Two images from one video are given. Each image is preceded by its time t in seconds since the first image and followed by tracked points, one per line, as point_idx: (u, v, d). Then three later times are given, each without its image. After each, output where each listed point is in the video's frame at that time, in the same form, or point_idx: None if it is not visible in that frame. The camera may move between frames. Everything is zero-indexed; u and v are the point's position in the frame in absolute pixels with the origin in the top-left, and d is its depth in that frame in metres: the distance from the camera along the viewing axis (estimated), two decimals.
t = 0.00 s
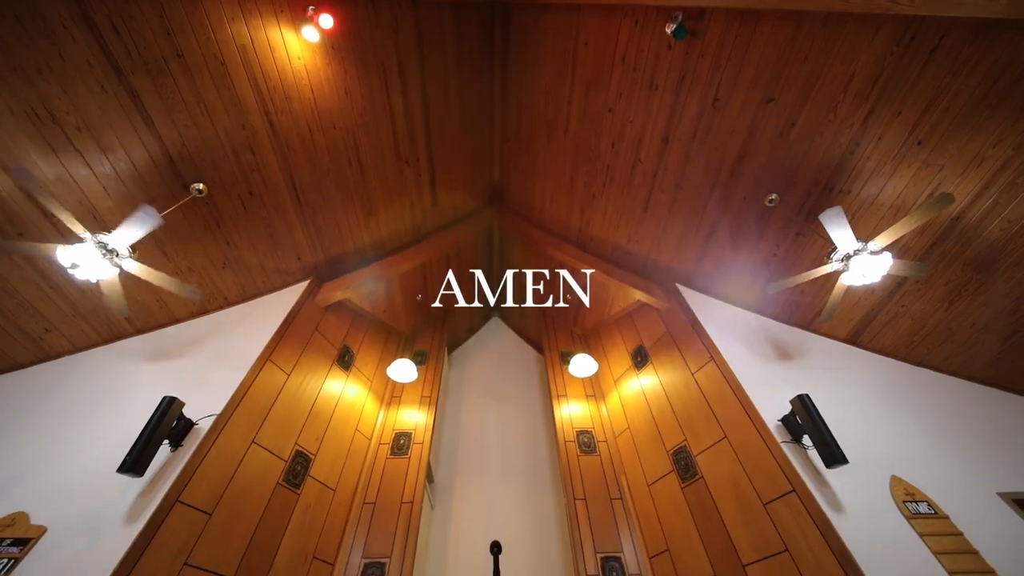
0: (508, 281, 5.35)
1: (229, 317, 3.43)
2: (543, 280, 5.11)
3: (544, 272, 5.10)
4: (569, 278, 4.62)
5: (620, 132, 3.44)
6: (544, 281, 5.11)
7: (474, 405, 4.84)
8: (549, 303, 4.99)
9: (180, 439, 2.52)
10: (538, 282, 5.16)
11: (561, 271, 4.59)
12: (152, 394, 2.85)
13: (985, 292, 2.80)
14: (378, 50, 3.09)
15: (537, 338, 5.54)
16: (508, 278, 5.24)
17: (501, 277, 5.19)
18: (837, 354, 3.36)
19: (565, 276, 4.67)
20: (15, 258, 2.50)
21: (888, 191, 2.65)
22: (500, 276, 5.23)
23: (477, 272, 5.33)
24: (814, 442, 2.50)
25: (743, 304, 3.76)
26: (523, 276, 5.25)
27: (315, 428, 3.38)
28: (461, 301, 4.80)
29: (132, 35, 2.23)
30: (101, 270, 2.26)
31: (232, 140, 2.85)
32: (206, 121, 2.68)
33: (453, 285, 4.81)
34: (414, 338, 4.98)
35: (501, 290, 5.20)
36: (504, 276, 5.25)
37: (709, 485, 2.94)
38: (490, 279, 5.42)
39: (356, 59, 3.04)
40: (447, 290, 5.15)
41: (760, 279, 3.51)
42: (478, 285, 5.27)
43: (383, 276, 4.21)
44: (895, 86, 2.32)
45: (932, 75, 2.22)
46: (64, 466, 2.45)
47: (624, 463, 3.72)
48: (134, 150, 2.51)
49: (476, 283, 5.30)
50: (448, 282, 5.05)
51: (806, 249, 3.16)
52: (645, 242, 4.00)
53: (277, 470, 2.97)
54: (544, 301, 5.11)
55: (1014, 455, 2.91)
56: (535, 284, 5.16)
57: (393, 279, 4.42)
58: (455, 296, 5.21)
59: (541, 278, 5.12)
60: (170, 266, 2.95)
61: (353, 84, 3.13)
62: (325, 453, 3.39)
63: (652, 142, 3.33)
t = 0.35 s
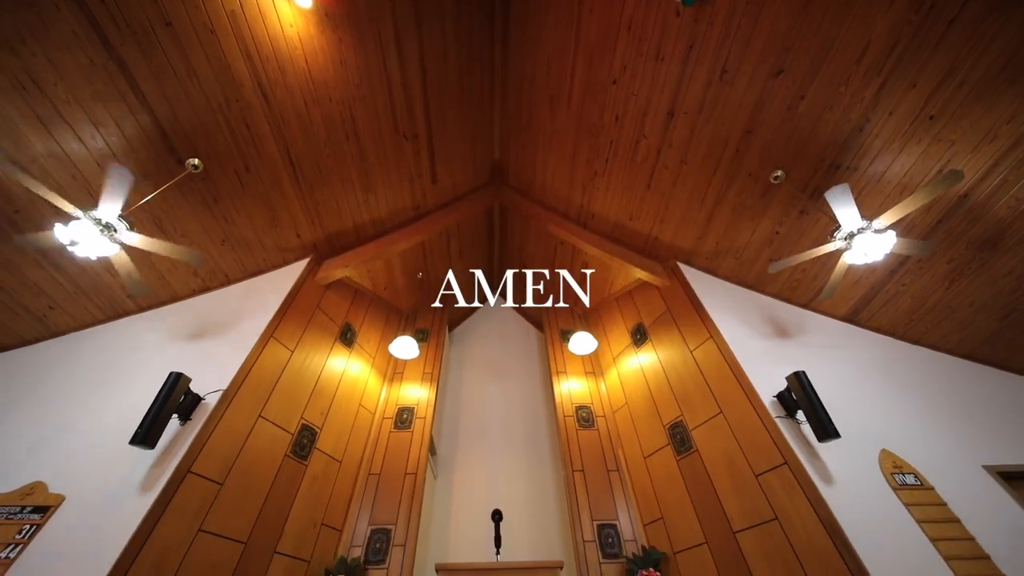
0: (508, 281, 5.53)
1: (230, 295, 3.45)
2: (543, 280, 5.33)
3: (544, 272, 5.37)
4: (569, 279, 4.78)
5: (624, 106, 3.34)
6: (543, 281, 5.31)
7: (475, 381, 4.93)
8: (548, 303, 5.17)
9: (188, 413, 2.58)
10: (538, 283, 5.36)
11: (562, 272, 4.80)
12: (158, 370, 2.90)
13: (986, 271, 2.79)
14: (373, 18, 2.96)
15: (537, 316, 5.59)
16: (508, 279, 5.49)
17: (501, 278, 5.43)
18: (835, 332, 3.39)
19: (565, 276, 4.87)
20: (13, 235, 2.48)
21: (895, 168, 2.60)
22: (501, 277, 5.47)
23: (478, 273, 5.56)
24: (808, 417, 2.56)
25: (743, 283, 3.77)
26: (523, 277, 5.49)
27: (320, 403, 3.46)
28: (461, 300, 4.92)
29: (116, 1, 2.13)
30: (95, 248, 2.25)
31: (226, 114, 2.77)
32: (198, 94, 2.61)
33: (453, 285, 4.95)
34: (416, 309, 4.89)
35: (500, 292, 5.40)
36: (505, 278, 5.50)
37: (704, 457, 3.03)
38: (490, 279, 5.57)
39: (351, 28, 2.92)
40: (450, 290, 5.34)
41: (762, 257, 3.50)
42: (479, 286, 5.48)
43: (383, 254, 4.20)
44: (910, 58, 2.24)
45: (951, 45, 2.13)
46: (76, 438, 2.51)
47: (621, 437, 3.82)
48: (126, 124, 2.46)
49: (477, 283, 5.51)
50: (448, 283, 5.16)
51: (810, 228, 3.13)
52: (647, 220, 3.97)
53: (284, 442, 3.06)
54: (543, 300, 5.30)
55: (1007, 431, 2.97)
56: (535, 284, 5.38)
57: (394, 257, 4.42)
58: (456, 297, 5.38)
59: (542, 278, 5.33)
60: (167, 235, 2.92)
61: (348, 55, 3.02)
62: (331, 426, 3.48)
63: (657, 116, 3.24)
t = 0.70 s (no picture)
0: (508, 280, 5.67)
1: (231, 272, 3.45)
2: (542, 280, 5.46)
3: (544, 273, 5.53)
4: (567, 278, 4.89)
5: (628, 78, 3.24)
6: (543, 281, 5.45)
7: (476, 358, 5.00)
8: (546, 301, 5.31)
9: (195, 389, 2.63)
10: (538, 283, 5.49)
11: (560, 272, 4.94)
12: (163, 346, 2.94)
13: (990, 249, 2.77)
14: None
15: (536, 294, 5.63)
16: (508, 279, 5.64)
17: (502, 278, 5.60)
18: (835, 311, 3.41)
19: (563, 276, 5.01)
20: (9, 212, 2.46)
21: (905, 144, 2.54)
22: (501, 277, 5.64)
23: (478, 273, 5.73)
24: (803, 394, 2.61)
25: (744, 261, 3.76)
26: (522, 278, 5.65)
27: (323, 379, 3.52)
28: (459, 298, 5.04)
29: None
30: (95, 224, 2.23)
31: (218, 86, 2.69)
32: (188, 64, 2.52)
33: (452, 285, 5.05)
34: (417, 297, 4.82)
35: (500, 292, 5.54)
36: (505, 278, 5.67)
37: (699, 432, 3.11)
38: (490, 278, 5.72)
39: None
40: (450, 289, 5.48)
41: (764, 236, 3.47)
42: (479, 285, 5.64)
43: (383, 232, 4.17)
44: (929, 27, 2.14)
45: (973, 13, 2.03)
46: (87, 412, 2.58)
47: (619, 412, 3.91)
48: (116, 97, 2.39)
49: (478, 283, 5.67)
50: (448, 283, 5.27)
51: (814, 206, 3.09)
52: (649, 198, 3.92)
53: (290, 417, 3.13)
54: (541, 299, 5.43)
55: (998, 406, 3.03)
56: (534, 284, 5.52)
57: (394, 235, 4.40)
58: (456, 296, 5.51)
59: (541, 278, 5.47)
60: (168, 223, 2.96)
61: (342, 23, 2.90)
62: (335, 401, 3.56)
63: (663, 90, 3.14)
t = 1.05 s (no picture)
0: (508, 280, 5.57)
1: (231, 250, 3.44)
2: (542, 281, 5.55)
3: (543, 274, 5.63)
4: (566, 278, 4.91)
5: (634, 48, 3.11)
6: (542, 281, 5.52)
7: (476, 335, 5.06)
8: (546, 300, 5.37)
9: (201, 364, 2.67)
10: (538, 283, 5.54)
11: (560, 272, 5.00)
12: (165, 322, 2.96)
13: (994, 228, 2.75)
14: None
15: (536, 272, 5.65)
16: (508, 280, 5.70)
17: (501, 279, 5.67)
18: (834, 289, 3.42)
19: (563, 274, 4.90)
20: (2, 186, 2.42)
21: (916, 119, 2.48)
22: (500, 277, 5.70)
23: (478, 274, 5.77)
24: (798, 370, 2.65)
25: (745, 240, 3.73)
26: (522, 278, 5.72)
27: (326, 355, 3.58)
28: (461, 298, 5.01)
29: None
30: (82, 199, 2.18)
31: (208, 55, 2.59)
32: (176, 32, 2.42)
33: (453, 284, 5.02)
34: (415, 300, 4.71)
35: (499, 292, 5.59)
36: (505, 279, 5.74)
37: (695, 408, 3.18)
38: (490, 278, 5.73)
39: None
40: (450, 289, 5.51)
41: (767, 214, 3.44)
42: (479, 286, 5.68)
43: (383, 209, 4.12)
44: None
45: None
46: (95, 386, 2.63)
47: (617, 387, 3.99)
48: (104, 66, 2.31)
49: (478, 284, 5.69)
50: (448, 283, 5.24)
51: (820, 183, 3.04)
52: (652, 175, 3.86)
53: (295, 391, 3.20)
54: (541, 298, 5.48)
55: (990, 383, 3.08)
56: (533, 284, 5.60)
57: (394, 212, 4.36)
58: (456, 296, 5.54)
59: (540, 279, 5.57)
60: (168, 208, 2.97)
61: None
62: (338, 377, 3.63)
63: (670, 60, 3.03)
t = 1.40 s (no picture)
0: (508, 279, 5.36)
1: (229, 225, 3.41)
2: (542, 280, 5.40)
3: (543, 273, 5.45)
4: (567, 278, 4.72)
5: (641, 12, 2.97)
6: (543, 281, 5.38)
7: (478, 311, 5.10)
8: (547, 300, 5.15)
9: (206, 338, 2.70)
10: (538, 283, 5.36)
11: (560, 271, 4.78)
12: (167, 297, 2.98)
13: (1003, 204, 2.71)
14: None
15: (537, 248, 5.62)
16: (508, 279, 5.46)
17: (501, 278, 5.44)
18: (835, 266, 3.41)
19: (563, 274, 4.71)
20: None
21: (931, 89, 2.39)
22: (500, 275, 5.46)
23: (478, 272, 5.51)
24: (795, 346, 2.68)
25: (749, 215, 3.69)
26: (523, 277, 5.48)
27: (329, 330, 3.61)
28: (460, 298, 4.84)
29: None
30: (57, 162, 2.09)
31: (195, 20, 2.47)
32: None
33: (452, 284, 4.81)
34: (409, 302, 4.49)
35: (499, 292, 5.35)
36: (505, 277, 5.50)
37: (692, 382, 3.24)
38: (490, 276, 5.47)
39: None
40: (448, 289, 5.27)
41: (772, 189, 3.38)
42: (479, 285, 5.41)
43: (381, 183, 4.05)
44: None
45: None
46: (102, 359, 2.67)
47: (616, 362, 4.05)
48: (87, 32, 2.22)
49: (477, 282, 5.42)
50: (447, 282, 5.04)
51: (828, 157, 2.97)
52: (656, 148, 3.77)
53: (299, 365, 3.26)
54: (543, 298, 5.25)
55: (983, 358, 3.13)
56: (534, 283, 5.40)
57: (393, 186, 4.29)
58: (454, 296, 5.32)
59: (541, 278, 5.39)
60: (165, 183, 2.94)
61: None
62: (341, 351, 3.68)
63: (678, 26, 2.90)
